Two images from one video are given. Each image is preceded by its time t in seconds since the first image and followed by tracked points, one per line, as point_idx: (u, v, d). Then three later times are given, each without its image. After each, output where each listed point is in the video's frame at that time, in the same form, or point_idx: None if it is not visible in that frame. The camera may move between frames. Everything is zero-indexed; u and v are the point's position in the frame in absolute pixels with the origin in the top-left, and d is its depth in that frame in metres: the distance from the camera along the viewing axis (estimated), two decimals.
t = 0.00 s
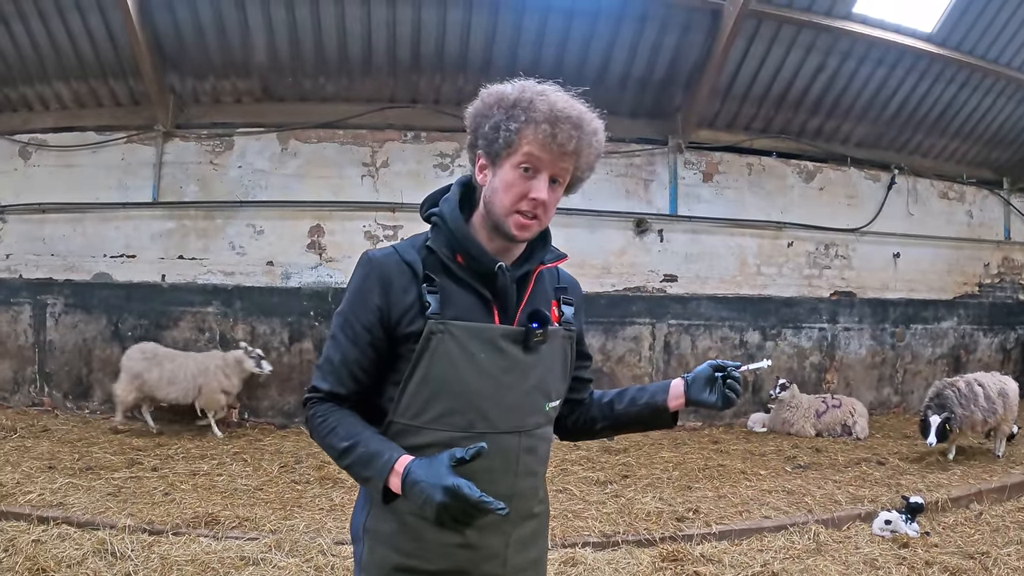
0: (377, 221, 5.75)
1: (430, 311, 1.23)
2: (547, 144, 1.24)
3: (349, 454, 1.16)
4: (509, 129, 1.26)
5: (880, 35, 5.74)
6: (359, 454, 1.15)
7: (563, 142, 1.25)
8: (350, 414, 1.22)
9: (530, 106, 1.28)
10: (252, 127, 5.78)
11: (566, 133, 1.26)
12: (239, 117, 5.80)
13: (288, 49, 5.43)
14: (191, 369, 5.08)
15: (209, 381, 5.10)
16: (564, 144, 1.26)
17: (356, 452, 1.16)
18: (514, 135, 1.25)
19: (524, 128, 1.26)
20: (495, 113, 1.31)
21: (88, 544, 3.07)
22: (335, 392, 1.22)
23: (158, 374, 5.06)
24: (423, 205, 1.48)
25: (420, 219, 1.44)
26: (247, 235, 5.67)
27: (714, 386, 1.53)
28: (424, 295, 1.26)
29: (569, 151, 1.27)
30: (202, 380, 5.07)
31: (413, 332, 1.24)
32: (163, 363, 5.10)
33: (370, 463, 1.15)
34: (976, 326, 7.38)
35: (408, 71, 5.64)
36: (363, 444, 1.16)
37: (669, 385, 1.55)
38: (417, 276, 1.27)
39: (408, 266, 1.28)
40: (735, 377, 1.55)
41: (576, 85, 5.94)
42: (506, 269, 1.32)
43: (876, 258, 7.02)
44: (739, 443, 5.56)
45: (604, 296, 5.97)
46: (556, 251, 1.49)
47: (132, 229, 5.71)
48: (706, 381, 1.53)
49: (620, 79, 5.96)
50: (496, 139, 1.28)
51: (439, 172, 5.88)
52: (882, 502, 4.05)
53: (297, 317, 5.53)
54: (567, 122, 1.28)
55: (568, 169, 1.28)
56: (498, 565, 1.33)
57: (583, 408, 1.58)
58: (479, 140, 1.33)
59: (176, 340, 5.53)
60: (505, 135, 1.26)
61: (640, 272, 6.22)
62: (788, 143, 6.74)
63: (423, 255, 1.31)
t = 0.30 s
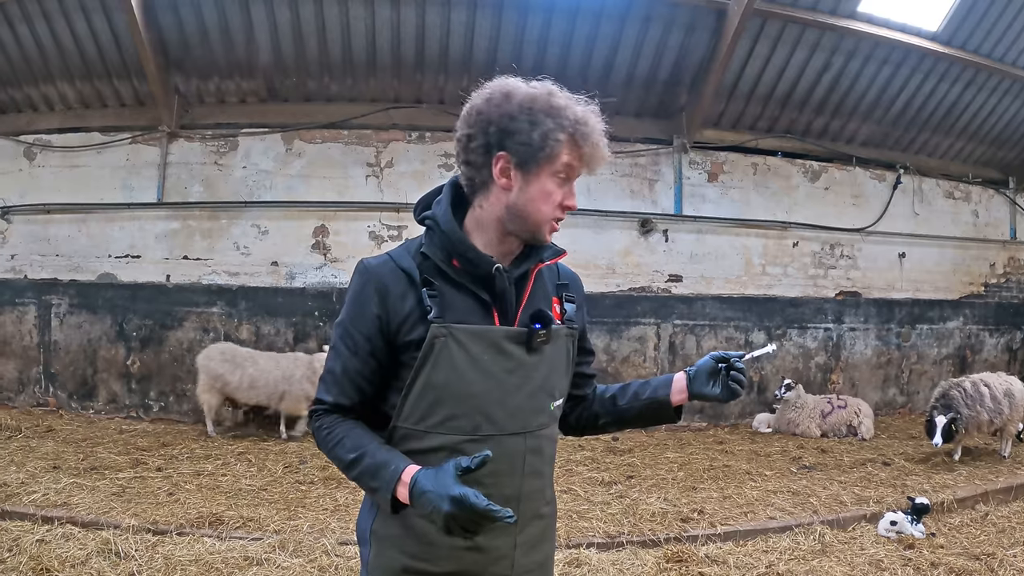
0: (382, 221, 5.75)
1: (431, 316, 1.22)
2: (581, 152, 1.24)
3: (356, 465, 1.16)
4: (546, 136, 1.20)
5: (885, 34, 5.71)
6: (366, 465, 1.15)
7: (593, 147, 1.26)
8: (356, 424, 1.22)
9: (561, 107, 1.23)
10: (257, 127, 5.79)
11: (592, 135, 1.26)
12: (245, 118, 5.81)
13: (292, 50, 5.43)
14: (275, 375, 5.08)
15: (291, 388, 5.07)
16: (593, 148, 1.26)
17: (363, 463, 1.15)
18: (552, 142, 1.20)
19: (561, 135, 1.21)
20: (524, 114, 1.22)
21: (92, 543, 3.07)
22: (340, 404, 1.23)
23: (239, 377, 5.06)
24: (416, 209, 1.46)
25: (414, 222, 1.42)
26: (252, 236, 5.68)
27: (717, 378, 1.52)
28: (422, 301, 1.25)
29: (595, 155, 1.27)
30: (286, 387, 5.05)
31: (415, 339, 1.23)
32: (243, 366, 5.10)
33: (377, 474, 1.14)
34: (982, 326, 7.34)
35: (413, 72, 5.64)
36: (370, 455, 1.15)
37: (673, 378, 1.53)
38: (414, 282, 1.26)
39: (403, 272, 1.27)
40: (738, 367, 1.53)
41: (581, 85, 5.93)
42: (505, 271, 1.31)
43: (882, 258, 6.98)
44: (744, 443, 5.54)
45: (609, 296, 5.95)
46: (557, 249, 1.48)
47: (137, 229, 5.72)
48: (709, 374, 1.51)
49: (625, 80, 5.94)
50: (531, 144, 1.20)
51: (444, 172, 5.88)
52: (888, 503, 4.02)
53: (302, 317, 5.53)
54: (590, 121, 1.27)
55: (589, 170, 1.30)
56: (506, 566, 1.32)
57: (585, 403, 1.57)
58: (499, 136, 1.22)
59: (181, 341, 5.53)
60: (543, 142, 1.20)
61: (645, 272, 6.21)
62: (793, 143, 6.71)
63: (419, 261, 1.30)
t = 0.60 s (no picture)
0: (386, 221, 5.75)
1: (438, 316, 1.21)
2: (536, 130, 1.21)
3: (356, 468, 1.16)
4: (495, 122, 1.24)
5: (890, 34, 5.69)
6: (365, 468, 1.14)
7: (551, 126, 1.22)
8: (358, 427, 1.22)
9: (510, 94, 1.26)
10: (261, 127, 5.80)
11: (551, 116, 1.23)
12: (249, 119, 5.81)
13: (296, 51, 5.43)
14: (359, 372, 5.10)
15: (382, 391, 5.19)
16: (552, 127, 1.23)
17: (363, 466, 1.15)
18: (501, 127, 1.23)
19: (510, 118, 1.23)
20: (476, 107, 1.29)
21: (95, 543, 3.07)
22: (343, 407, 1.22)
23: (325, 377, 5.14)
24: (417, 213, 1.46)
25: (416, 224, 1.42)
26: (256, 236, 5.68)
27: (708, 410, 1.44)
28: (428, 301, 1.24)
29: (559, 134, 1.23)
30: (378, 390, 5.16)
31: (421, 340, 1.23)
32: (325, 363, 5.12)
33: (377, 477, 1.13)
34: (988, 327, 7.29)
35: (417, 71, 5.63)
36: (370, 458, 1.15)
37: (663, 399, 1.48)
38: (419, 282, 1.26)
39: (408, 273, 1.27)
40: (733, 401, 1.43)
41: (585, 84, 5.92)
42: (509, 269, 1.31)
43: (887, 258, 6.95)
44: (749, 444, 5.52)
45: (613, 296, 5.93)
46: (558, 248, 1.48)
47: (141, 229, 5.73)
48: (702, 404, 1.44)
49: (629, 80, 5.93)
50: (483, 133, 1.25)
51: (447, 172, 5.87)
52: (893, 504, 4.00)
53: (306, 317, 5.52)
54: (549, 103, 1.25)
55: (561, 154, 1.24)
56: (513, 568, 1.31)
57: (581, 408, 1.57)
58: (463, 136, 1.31)
59: (184, 341, 5.53)
60: (493, 128, 1.24)
61: (650, 272, 6.19)
62: (798, 143, 6.68)
63: (423, 261, 1.30)
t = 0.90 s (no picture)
0: (390, 221, 5.75)
1: (440, 314, 1.21)
2: (510, 127, 1.26)
3: (332, 445, 1.18)
4: (473, 124, 1.31)
5: (894, 33, 5.66)
6: (338, 440, 1.17)
7: (524, 122, 1.26)
8: (355, 417, 1.23)
9: (485, 95, 1.32)
10: (264, 128, 5.80)
11: (525, 111, 1.27)
12: (252, 119, 5.82)
13: (300, 51, 5.44)
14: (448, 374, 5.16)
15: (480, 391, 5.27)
16: (526, 123, 1.27)
17: (337, 440, 1.17)
18: (479, 129, 1.30)
19: (486, 119, 1.29)
20: (460, 113, 1.37)
21: (98, 543, 3.08)
22: (344, 404, 1.23)
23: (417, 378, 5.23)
24: (422, 213, 1.48)
25: (420, 224, 1.44)
26: (260, 236, 5.69)
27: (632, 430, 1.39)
28: (430, 299, 1.25)
29: (536, 128, 1.27)
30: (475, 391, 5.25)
31: (423, 337, 1.22)
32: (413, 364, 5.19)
33: (346, 447, 1.15)
34: (993, 327, 7.26)
35: (421, 71, 5.63)
36: (343, 430, 1.18)
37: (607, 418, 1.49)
38: (421, 280, 1.26)
39: (409, 272, 1.28)
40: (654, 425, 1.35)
41: (589, 84, 5.91)
42: (511, 267, 1.31)
43: (891, 258, 6.92)
44: (753, 444, 5.50)
45: (618, 296, 5.92)
46: (561, 248, 1.50)
47: (145, 229, 5.74)
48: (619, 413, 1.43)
49: (633, 80, 5.92)
50: (466, 137, 1.33)
51: (451, 172, 5.87)
52: (897, 505, 3.97)
53: (310, 317, 5.51)
54: (523, 100, 1.29)
55: (542, 147, 1.29)
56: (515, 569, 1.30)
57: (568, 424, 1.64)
58: (453, 140, 1.39)
59: (188, 341, 5.54)
60: (473, 131, 1.31)
61: (654, 272, 6.17)
62: (802, 143, 6.65)
63: (425, 261, 1.31)
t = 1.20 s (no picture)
0: (394, 222, 5.75)
1: (439, 317, 1.21)
2: (513, 131, 1.25)
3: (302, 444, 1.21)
4: (476, 125, 1.30)
5: (899, 33, 5.64)
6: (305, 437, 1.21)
7: (529, 127, 1.25)
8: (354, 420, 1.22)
9: (490, 96, 1.31)
10: (269, 129, 5.81)
11: (529, 116, 1.26)
12: (257, 120, 5.83)
13: (304, 52, 5.44)
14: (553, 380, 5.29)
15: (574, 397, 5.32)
16: (531, 127, 1.26)
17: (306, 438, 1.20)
18: (482, 130, 1.29)
19: (490, 121, 1.28)
20: (462, 112, 1.36)
21: (102, 544, 3.08)
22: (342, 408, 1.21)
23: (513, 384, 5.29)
24: (422, 214, 1.48)
25: (420, 225, 1.44)
26: (265, 237, 5.69)
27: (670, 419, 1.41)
28: (428, 302, 1.25)
29: (540, 134, 1.26)
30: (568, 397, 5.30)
31: (422, 341, 1.22)
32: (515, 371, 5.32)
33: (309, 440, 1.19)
34: (999, 328, 7.22)
35: (425, 72, 5.63)
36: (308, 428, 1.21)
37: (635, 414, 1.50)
38: (418, 283, 1.26)
39: (407, 275, 1.28)
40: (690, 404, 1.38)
41: (594, 85, 5.90)
42: (509, 270, 1.30)
43: (896, 259, 6.89)
44: (757, 446, 5.48)
45: (622, 297, 5.91)
46: (564, 248, 1.49)
47: (149, 230, 5.75)
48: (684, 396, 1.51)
49: (638, 81, 5.91)
50: (468, 137, 1.31)
51: (455, 173, 5.87)
52: (903, 506, 3.95)
53: (314, 319, 5.52)
54: (528, 104, 1.28)
55: (546, 152, 1.28)
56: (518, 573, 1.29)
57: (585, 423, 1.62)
58: (454, 138, 1.38)
59: (192, 342, 5.55)
60: (475, 132, 1.30)
61: (659, 273, 6.16)
62: (807, 143, 6.63)
63: (423, 264, 1.31)
